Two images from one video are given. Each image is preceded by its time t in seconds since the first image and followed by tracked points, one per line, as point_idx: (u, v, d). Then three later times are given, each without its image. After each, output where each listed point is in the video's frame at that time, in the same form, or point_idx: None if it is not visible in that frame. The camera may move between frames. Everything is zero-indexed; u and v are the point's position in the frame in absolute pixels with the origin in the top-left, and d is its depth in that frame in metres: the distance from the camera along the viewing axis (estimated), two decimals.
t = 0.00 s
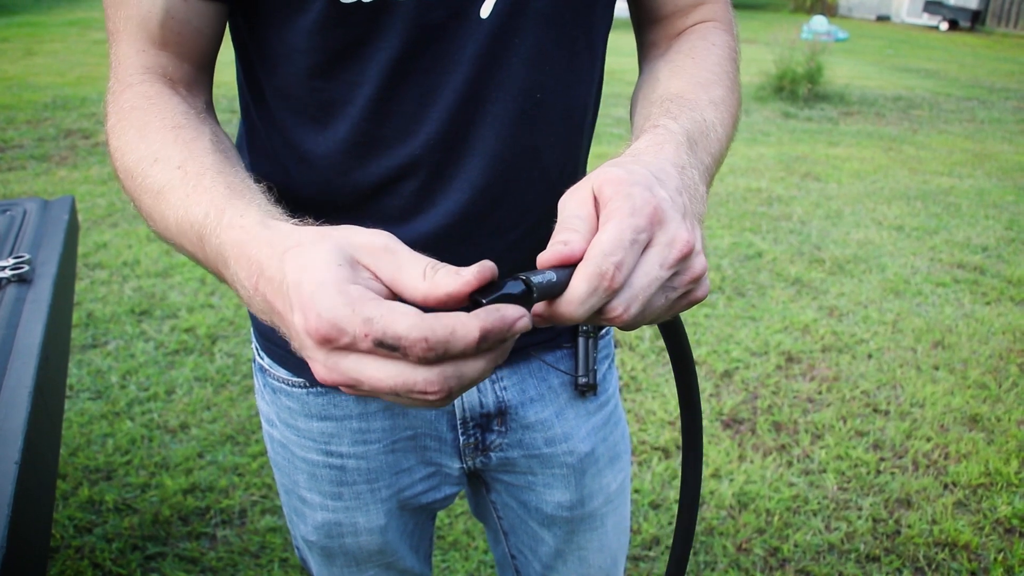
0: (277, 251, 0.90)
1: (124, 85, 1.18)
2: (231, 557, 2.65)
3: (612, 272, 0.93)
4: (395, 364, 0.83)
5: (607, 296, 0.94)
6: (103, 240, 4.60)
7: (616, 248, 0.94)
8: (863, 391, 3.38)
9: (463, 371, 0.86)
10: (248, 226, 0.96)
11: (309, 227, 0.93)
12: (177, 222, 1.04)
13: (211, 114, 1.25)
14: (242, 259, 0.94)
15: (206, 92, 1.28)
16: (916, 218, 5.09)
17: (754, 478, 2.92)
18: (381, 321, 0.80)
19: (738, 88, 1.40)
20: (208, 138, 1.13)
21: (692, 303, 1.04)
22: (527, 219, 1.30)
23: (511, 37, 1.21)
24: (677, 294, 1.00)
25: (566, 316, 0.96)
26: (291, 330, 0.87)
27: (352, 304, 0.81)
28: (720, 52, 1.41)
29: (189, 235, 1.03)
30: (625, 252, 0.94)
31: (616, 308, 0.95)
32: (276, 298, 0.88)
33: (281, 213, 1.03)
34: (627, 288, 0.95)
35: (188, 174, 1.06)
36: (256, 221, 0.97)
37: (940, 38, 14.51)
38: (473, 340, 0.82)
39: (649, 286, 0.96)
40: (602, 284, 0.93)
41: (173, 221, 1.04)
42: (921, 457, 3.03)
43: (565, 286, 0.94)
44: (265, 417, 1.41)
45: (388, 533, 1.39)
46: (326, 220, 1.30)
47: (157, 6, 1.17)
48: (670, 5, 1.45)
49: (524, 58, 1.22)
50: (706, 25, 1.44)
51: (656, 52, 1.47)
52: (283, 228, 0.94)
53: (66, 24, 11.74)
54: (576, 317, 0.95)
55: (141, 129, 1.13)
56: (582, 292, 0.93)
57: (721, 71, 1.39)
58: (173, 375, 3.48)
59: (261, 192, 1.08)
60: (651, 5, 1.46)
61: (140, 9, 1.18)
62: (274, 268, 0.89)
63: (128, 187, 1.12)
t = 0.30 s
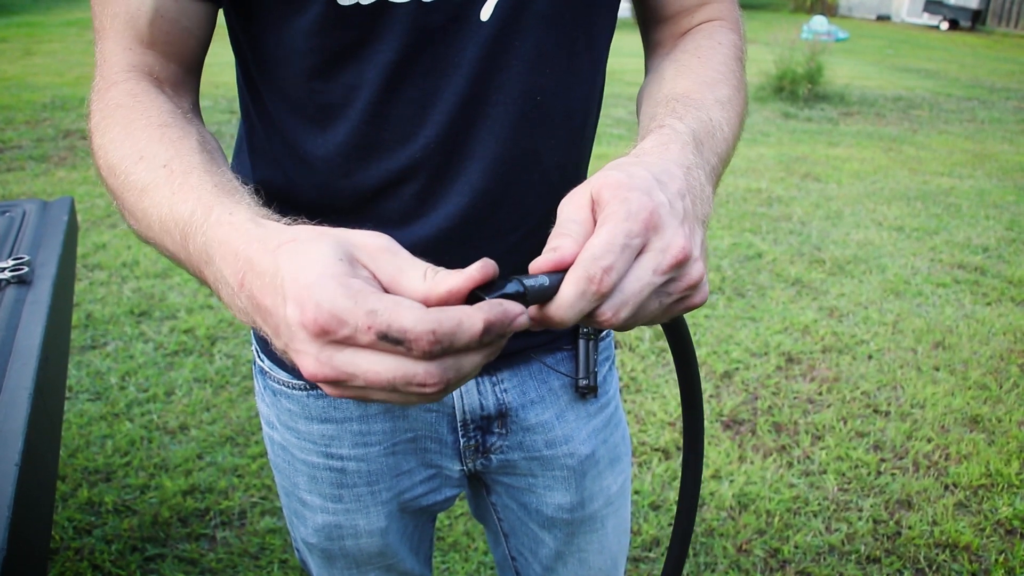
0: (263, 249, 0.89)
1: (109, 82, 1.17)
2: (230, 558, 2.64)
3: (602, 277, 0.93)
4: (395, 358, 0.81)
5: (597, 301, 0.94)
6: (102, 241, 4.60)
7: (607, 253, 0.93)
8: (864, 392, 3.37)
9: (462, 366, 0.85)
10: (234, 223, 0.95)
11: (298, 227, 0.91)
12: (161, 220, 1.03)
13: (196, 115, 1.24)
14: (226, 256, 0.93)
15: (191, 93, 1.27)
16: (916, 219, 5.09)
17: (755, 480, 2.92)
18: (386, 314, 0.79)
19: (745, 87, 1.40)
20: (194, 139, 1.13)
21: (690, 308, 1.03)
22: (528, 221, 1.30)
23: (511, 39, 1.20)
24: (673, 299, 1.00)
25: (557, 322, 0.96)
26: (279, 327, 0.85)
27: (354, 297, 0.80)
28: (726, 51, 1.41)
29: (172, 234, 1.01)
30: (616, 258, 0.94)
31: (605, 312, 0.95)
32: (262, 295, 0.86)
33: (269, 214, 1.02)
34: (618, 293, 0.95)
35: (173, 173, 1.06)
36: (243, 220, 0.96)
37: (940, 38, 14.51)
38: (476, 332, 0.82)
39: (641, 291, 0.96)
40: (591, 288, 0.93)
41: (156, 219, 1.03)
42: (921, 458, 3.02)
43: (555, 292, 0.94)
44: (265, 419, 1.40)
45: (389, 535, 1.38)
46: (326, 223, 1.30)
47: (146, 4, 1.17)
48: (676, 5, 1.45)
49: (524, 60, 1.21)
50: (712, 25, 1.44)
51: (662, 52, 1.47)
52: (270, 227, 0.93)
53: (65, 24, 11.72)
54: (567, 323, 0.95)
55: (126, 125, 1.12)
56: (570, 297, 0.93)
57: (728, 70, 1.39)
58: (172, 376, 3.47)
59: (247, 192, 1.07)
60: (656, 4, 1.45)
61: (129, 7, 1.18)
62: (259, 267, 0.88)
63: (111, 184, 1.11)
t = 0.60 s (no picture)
0: (258, 245, 0.88)
1: (101, 77, 1.17)
2: (230, 559, 2.64)
3: (596, 283, 0.93)
4: (399, 365, 0.81)
5: (593, 306, 0.94)
6: (102, 242, 4.60)
7: (597, 259, 0.94)
8: (864, 394, 3.37)
9: (461, 370, 0.86)
10: (230, 218, 0.95)
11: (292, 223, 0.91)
12: (153, 216, 1.02)
13: (189, 112, 1.24)
14: (219, 252, 0.92)
15: (184, 91, 1.27)
16: (916, 221, 5.09)
17: (754, 482, 2.92)
18: (393, 322, 0.79)
19: (746, 90, 1.40)
20: (187, 135, 1.13)
21: (693, 307, 1.03)
22: (529, 225, 1.30)
23: (512, 44, 1.20)
24: (673, 299, 1.00)
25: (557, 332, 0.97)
26: (274, 326, 0.85)
27: (360, 304, 0.80)
28: (728, 54, 1.41)
29: (163, 229, 1.01)
30: (608, 263, 0.94)
31: (603, 317, 0.95)
32: (256, 291, 0.86)
33: (263, 210, 1.02)
34: (614, 296, 0.95)
35: (165, 168, 1.06)
36: (237, 216, 0.95)
37: (940, 41, 14.53)
38: (480, 339, 0.83)
39: (637, 294, 0.96)
40: (585, 295, 0.93)
41: (148, 215, 1.03)
42: (921, 460, 3.02)
43: (550, 302, 0.94)
44: (266, 422, 1.40)
45: (389, 538, 1.38)
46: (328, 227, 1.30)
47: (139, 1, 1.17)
48: (677, 8, 1.45)
49: (525, 65, 1.21)
50: (713, 28, 1.44)
51: (663, 55, 1.47)
52: (266, 223, 0.92)
53: (65, 25, 11.72)
54: (566, 331, 0.96)
55: (118, 120, 1.12)
56: (566, 305, 0.93)
57: (728, 73, 1.39)
58: (172, 377, 3.47)
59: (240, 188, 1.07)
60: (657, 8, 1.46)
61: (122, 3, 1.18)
62: (253, 263, 0.87)
63: (102, 179, 1.11)
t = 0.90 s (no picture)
0: (254, 236, 0.88)
1: (101, 74, 1.18)
2: (230, 562, 2.64)
3: (593, 286, 0.93)
4: (394, 358, 0.81)
5: (590, 309, 0.94)
6: (102, 244, 4.60)
7: (594, 261, 0.93)
8: (863, 397, 3.38)
9: (455, 368, 0.86)
10: (225, 210, 0.94)
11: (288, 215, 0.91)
12: (149, 210, 1.02)
13: (187, 110, 1.25)
14: (214, 243, 0.92)
15: (181, 89, 1.28)
16: (916, 224, 5.09)
17: (754, 485, 2.92)
18: (391, 316, 0.79)
19: (745, 93, 1.41)
20: (184, 130, 1.13)
21: (692, 309, 1.03)
22: (529, 229, 1.30)
23: (511, 48, 1.20)
24: (672, 301, 1.00)
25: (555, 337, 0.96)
26: (265, 317, 0.84)
27: (357, 295, 0.79)
28: (727, 57, 1.41)
29: (157, 223, 1.01)
30: (605, 265, 0.94)
31: (601, 321, 0.95)
32: (248, 281, 0.86)
33: (258, 204, 1.01)
34: (612, 299, 0.95)
35: (162, 162, 1.06)
36: (233, 207, 0.95)
37: (939, 43, 14.54)
38: (478, 337, 0.83)
39: (635, 296, 0.96)
40: (582, 298, 0.93)
41: (144, 209, 1.03)
42: (921, 463, 3.03)
43: (547, 307, 0.94)
44: (266, 426, 1.40)
45: (389, 542, 1.38)
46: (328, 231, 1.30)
47: None
48: (676, 12, 1.46)
49: (525, 69, 1.21)
50: (712, 31, 1.45)
51: (663, 60, 1.48)
52: (262, 215, 0.92)
53: (65, 27, 11.72)
54: (564, 337, 0.95)
55: (116, 117, 1.13)
56: (564, 308, 0.93)
57: (727, 76, 1.39)
58: (172, 380, 3.47)
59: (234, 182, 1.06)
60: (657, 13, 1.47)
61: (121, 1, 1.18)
62: (249, 254, 0.87)
63: (99, 173, 1.10)
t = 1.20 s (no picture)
0: (242, 241, 0.88)
1: (103, 80, 1.18)
2: (230, 565, 2.63)
3: (581, 287, 0.93)
4: (372, 366, 0.80)
5: (579, 310, 0.94)
6: (102, 247, 4.61)
7: (583, 261, 0.93)
8: (864, 398, 3.38)
9: (436, 376, 0.84)
10: (214, 215, 0.94)
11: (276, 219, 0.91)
12: (142, 215, 1.03)
13: (189, 116, 1.25)
14: (202, 248, 0.92)
15: (185, 94, 1.28)
16: (915, 225, 5.09)
17: (754, 486, 2.92)
18: (366, 323, 0.78)
19: (743, 96, 1.40)
20: (182, 134, 1.13)
21: (686, 311, 1.02)
22: (528, 232, 1.30)
23: (508, 52, 1.20)
24: (664, 302, 1.00)
25: (544, 338, 0.96)
26: (250, 324, 0.84)
27: (333, 303, 0.79)
28: (725, 60, 1.41)
29: (152, 227, 1.01)
30: (594, 265, 0.93)
31: (591, 322, 0.95)
32: (234, 288, 0.86)
33: (249, 208, 1.01)
34: (601, 300, 0.95)
35: (155, 168, 1.06)
36: (222, 212, 0.95)
37: (938, 44, 14.54)
38: (456, 344, 0.82)
39: (625, 296, 0.96)
40: (570, 298, 0.93)
41: (136, 216, 1.03)
42: (921, 464, 3.03)
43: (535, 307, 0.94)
44: (265, 431, 1.40)
45: (388, 547, 1.38)
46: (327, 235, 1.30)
47: (140, 5, 1.17)
48: (674, 16, 1.46)
49: (523, 73, 1.21)
50: (710, 35, 1.45)
51: (661, 63, 1.48)
52: (250, 220, 0.92)
53: (64, 31, 11.72)
54: (552, 338, 0.95)
55: (112, 122, 1.13)
56: (552, 309, 0.93)
57: (725, 78, 1.39)
58: (171, 383, 3.47)
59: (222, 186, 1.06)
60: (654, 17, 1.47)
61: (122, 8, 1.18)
62: (235, 260, 0.87)
63: (96, 179, 1.11)
